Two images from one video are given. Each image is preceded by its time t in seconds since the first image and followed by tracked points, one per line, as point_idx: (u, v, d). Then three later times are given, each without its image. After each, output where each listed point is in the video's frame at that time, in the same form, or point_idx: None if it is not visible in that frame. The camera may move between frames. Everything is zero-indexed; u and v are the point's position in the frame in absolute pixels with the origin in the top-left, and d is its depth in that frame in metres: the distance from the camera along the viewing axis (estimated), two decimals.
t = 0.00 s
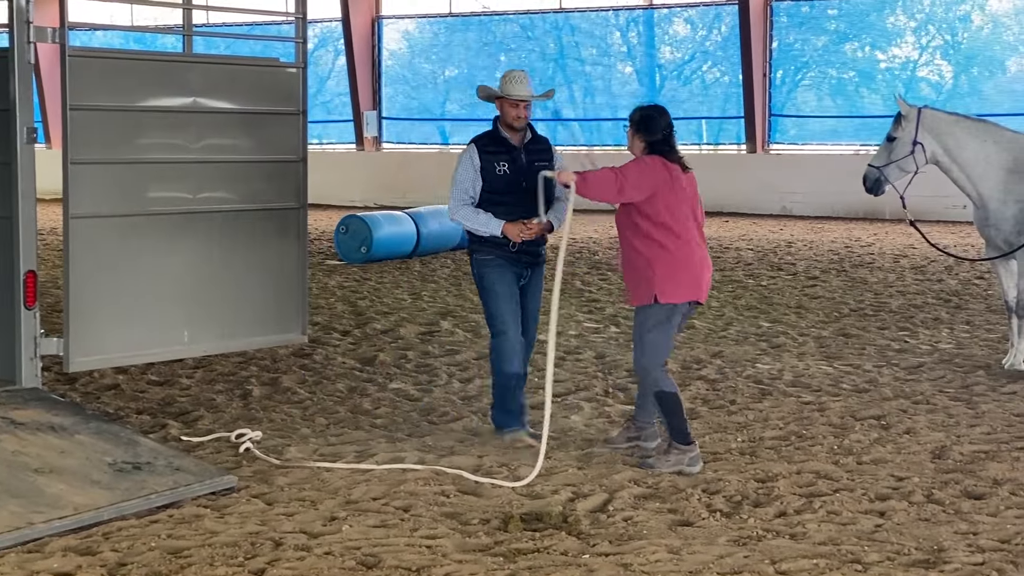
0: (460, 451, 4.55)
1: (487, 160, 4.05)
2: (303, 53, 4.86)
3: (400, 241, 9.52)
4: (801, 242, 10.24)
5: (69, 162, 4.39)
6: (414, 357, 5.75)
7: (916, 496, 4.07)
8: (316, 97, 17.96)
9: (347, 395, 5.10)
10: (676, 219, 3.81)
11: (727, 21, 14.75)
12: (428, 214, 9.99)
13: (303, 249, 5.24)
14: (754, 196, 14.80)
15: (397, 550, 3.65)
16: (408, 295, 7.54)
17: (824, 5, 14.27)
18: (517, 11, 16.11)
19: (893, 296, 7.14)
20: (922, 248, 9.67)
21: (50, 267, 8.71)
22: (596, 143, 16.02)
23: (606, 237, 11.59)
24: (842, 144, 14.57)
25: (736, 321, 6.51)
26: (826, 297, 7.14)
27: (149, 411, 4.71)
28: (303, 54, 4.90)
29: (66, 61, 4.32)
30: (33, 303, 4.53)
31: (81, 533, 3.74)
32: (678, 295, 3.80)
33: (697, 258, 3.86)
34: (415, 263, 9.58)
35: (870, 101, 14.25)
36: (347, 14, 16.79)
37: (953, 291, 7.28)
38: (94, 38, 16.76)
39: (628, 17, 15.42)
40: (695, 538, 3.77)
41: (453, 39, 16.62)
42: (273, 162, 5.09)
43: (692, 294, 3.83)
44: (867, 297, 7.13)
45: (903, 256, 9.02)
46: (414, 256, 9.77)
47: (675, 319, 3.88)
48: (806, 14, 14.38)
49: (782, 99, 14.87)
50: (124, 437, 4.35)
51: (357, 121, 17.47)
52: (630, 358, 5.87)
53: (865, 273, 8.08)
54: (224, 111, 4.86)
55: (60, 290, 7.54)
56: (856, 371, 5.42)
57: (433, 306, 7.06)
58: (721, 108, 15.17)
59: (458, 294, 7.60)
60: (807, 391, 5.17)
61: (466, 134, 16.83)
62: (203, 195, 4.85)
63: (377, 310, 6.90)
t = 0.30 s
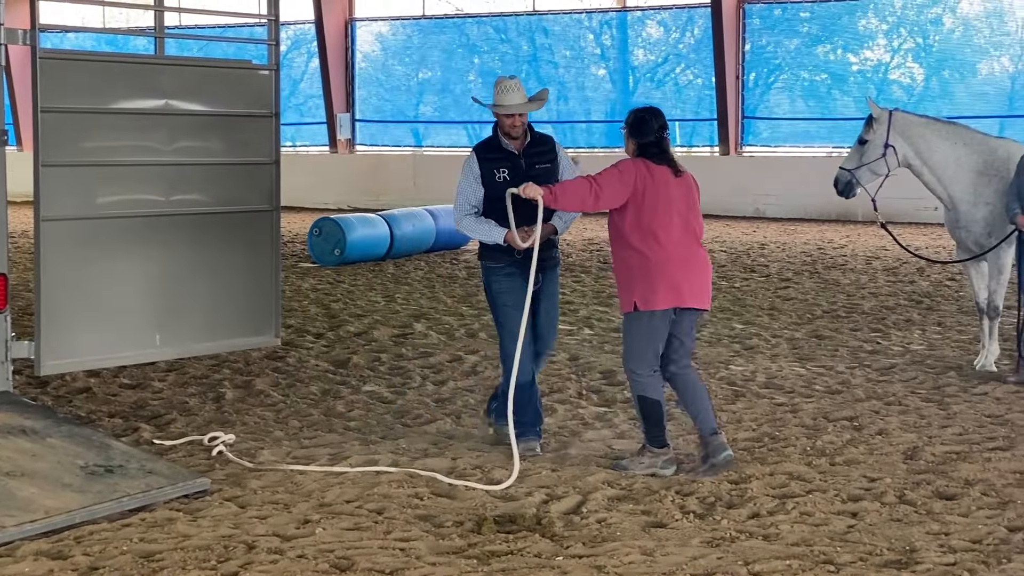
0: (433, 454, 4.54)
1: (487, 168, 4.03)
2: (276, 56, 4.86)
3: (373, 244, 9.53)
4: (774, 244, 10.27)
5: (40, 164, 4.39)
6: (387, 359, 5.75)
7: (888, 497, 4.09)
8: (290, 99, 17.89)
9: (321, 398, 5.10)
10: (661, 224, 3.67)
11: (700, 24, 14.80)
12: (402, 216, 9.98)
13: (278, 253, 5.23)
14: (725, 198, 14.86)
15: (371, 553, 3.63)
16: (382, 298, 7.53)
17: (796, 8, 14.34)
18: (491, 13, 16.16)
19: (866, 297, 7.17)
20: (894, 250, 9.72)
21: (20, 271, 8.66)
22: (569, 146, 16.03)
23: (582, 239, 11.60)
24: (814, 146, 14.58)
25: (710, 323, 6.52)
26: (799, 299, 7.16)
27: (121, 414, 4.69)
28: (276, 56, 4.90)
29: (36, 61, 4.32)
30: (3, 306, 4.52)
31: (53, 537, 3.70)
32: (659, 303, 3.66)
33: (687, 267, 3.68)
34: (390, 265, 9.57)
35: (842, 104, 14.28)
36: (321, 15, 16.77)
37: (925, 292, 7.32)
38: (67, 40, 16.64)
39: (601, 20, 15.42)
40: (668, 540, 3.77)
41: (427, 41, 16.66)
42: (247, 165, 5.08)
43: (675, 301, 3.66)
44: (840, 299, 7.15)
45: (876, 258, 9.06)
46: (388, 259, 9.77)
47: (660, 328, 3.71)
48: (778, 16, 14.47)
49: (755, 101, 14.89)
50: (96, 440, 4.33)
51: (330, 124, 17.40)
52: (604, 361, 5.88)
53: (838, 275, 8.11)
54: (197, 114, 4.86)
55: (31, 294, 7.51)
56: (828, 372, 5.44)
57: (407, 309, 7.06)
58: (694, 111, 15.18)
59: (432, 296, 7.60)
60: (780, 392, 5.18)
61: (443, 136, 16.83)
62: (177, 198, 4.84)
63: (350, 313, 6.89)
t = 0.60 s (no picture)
0: (408, 456, 4.53)
1: (487, 167, 4.00)
2: (250, 58, 4.87)
3: (347, 246, 9.52)
4: (748, 245, 10.30)
5: (12, 167, 4.52)
6: (361, 361, 5.74)
7: (860, 497, 4.10)
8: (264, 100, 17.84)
9: (295, 400, 5.09)
10: (643, 230, 3.53)
11: (674, 26, 14.86)
12: (377, 218, 9.97)
13: (251, 252, 5.35)
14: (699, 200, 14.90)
15: (345, 556, 3.61)
16: (356, 300, 7.52)
17: (769, 10, 14.39)
18: (465, 15, 16.18)
19: (839, 299, 7.20)
20: (866, 251, 9.77)
21: None
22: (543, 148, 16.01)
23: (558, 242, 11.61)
24: (787, 148, 14.67)
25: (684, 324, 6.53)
26: (772, 301, 7.19)
27: (93, 417, 4.68)
28: (249, 58, 4.90)
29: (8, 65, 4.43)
30: None
31: (24, 541, 3.67)
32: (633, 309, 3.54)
33: (665, 275, 3.52)
34: (363, 267, 9.56)
35: (815, 106, 14.32)
36: (294, 17, 16.74)
37: (897, 293, 7.36)
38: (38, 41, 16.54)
39: (575, 22, 15.45)
40: (642, 541, 3.76)
41: (401, 43, 16.65)
42: (219, 166, 5.18)
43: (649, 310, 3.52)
44: (813, 300, 7.18)
45: (848, 260, 9.10)
46: (362, 261, 9.77)
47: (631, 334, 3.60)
48: (751, 19, 14.51)
49: (728, 103, 14.90)
50: (68, 444, 4.32)
51: (303, 126, 17.34)
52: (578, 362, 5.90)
53: (811, 276, 8.15)
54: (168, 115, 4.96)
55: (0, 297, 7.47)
56: (802, 374, 5.46)
57: (381, 311, 7.06)
58: (669, 112, 15.18)
59: (406, 298, 7.60)
60: (754, 394, 5.20)
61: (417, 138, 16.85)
62: (148, 200, 4.97)
63: (324, 315, 6.88)
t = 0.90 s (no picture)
0: (384, 458, 4.52)
1: (509, 170, 3.92)
2: (224, 59, 4.85)
3: (322, 247, 9.51)
4: (723, 247, 10.33)
5: None
6: (337, 363, 5.73)
7: (835, 498, 4.09)
8: (239, 101, 17.81)
9: (270, 403, 5.07)
10: (589, 234, 3.48)
11: (648, 28, 14.89)
12: (352, 219, 9.97)
13: (226, 258, 5.19)
14: (674, 201, 14.95)
15: (319, 558, 3.58)
16: (332, 302, 7.52)
17: (744, 13, 14.45)
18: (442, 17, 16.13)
19: (813, 299, 7.23)
20: (841, 252, 9.82)
21: None
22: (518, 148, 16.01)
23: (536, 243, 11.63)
24: (762, 149, 14.70)
25: (659, 325, 6.54)
26: (747, 301, 7.21)
27: (66, 420, 4.66)
28: (223, 60, 4.89)
29: None
30: None
31: None
32: (575, 314, 3.49)
33: (606, 281, 3.46)
34: (339, 269, 9.55)
35: (790, 107, 14.38)
36: (269, 18, 16.73)
37: (872, 294, 7.39)
38: (13, 43, 16.46)
39: (550, 23, 15.47)
40: (617, 543, 3.74)
41: (375, 44, 16.62)
42: (193, 168, 5.05)
43: (586, 315, 3.47)
44: (788, 301, 7.21)
45: (823, 260, 9.14)
46: (337, 263, 9.77)
47: (584, 343, 3.53)
48: (726, 20, 14.57)
49: (703, 104, 14.98)
50: (41, 448, 4.31)
51: (278, 126, 17.36)
52: (554, 364, 5.90)
53: (786, 277, 8.18)
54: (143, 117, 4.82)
55: None
56: (777, 374, 5.49)
57: (357, 313, 7.06)
58: (643, 114, 15.26)
59: (381, 300, 7.59)
60: (729, 394, 5.21)
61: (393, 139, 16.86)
62: (122, 202, 4.81)
63: (300, 317, 6.88)
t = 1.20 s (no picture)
0: (363, 459, 4.51)
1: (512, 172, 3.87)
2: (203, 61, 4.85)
3: (301, 248, 9.49)
4: (702, 246, 10.34)
5: None
6: (315, 364, 5.73)
7: (813, 497, 4.09)
8: (218, 101, 17.76)
9: (248, 404, 5.06)
10: (546, 233, 3.43)
11: (627, 28, 14.89)
12: (331, 219, 9.96)
13: (204, 259, 5.19)
14: (654, 201, 14.97)
15: (298, 559, 3.55)
16: (310, 302, 7.51)
17: (723, 13, 14.45)
18: (420, 17, 16.16)
19: (792, 299, 7.25)
20: (819, 251, 9.85)
21: None
22: (498, 149, 16.00)
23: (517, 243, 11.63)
24: (741, 149, 14.74)
25: (638, 325, 6.54)
26: (726, 301, 7.22)
27: (43, 422, 4.64)
28: (202, 61, 4.90)
29: None
30: None
31: None
32: (528, 314, 3.46)
33: (553, 281, 3.42)
34: (319, 269, 9.53)
35: (769, 107, 14.41)
36: (247, 17, 16.69)
37: (850, 293, 7.41)
38: None
39: (529, 24, 15.50)
40: (596, 543, 3.72)
41: (355, 44, 16.59)
42: (171, 169, 5.04)
43: (534, 314, 3.45)
44: (766, 301, 7.22)
45: (801, 260, 9.16)
46: (316, 263, 9.75)
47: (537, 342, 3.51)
48: (705, 20, 14.56)
49: (683, 104, 14.97)
50: (18, 450, 4.28)
51: (257, 127, 17.31)
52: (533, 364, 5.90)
53: (765, 277, 8.20)
54: (120, 117, 4.81)
55: None
56: (755, 374, 5.50)
57: (336, 313, 7.05)
58: (622, 115, 15.28)
59: (360, 300, 7.58)
60: (708, 394, 5.22)
61: (370, 139, 16.82)
62: (99, 203, 4.80)
63: (278, 318, 6.86)
